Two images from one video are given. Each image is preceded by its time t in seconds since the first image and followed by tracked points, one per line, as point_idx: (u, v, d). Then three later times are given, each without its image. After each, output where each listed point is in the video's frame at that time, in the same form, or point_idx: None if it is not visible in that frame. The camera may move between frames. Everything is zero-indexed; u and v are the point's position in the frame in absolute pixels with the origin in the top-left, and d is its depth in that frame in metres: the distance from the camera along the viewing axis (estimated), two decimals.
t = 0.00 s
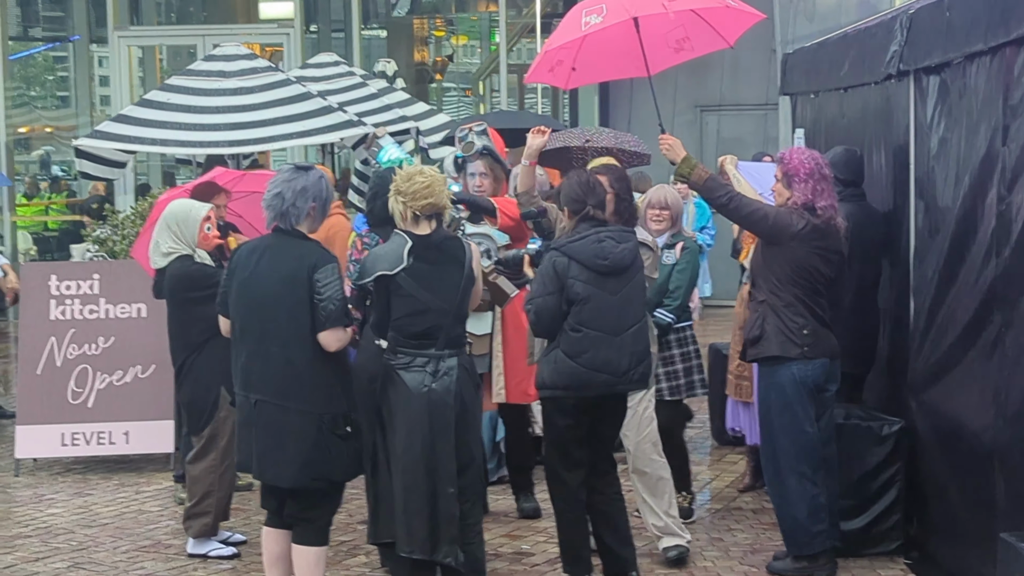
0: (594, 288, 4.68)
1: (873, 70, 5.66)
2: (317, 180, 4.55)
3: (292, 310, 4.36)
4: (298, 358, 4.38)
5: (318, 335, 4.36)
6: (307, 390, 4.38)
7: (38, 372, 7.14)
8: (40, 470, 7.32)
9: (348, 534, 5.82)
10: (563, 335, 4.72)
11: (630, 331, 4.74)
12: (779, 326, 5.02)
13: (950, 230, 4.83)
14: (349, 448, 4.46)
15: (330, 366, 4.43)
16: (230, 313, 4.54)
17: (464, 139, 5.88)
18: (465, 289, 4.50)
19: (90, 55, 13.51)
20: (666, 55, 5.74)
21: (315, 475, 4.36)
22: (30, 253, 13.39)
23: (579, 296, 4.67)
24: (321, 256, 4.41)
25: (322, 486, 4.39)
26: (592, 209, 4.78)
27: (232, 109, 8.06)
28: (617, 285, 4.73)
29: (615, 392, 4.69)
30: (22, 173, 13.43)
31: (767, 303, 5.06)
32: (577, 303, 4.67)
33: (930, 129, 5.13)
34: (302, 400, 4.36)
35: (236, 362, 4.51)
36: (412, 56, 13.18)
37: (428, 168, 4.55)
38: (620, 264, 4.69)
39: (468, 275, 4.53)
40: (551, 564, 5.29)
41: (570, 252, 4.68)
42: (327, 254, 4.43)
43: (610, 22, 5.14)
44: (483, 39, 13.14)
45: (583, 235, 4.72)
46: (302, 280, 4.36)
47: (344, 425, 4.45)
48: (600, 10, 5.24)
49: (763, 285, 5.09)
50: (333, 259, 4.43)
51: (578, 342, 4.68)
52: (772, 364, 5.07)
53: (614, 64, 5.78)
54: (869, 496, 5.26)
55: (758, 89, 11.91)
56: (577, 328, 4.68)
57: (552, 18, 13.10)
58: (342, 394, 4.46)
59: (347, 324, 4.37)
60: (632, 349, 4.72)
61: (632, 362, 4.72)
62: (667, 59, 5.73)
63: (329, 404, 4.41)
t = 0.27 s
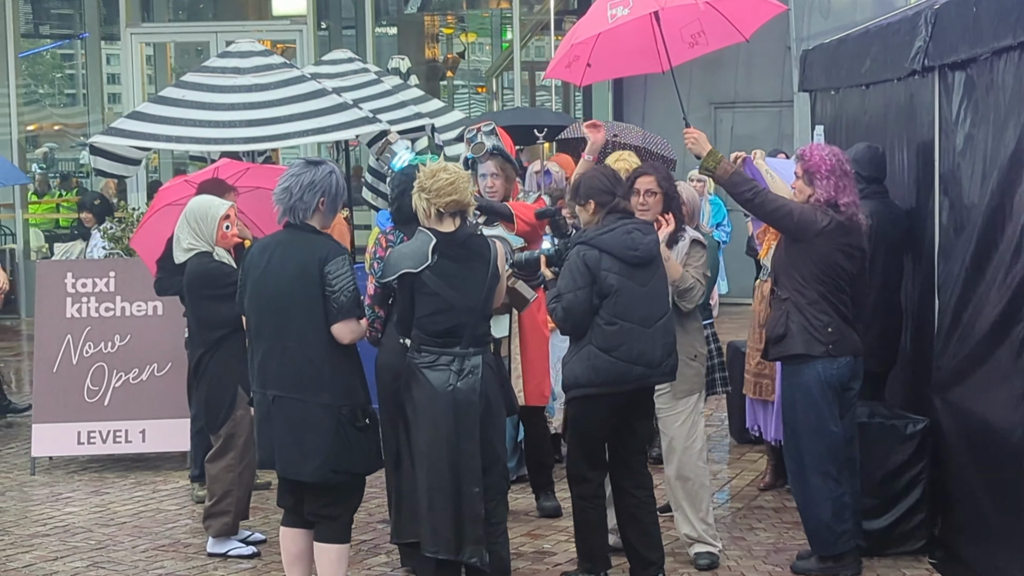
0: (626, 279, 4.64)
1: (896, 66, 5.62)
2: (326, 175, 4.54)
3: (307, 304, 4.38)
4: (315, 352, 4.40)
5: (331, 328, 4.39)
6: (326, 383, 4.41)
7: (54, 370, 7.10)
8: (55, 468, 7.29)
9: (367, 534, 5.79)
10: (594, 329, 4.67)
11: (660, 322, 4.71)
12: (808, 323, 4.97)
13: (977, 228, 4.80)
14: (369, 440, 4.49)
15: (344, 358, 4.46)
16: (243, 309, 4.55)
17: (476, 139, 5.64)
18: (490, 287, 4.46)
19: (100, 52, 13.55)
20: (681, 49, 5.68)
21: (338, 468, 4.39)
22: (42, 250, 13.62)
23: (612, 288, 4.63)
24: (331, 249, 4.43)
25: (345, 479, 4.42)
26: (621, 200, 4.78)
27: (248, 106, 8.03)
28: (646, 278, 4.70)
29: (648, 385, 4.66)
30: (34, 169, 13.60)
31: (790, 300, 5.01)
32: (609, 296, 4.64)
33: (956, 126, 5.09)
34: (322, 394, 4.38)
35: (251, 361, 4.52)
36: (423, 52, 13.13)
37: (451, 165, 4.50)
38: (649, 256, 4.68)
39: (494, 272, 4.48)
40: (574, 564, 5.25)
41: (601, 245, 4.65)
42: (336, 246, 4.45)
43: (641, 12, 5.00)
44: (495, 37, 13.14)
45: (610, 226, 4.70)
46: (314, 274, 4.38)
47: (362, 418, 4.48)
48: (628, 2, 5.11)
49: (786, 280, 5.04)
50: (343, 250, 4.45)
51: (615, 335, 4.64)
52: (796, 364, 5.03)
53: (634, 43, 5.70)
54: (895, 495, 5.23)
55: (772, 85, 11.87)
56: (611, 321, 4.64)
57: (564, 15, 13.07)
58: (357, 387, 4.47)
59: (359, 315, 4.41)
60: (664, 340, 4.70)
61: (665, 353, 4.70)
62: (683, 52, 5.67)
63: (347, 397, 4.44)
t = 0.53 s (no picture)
0: (627, 279, 4.64)
1: (914, 65, 5.60)
2: (339, 174, 4.52)
3: (319, 302, 4.36)
4: (326, 350, 4.38)
5: (341, 326, 4.35)
6: (337, 381, 4.38)
7: (66, 370, 7.08)
8: (67, 468, 7.27)
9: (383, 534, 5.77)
10: (598, 330, 4.64)
11: (660, 320, 4.70)
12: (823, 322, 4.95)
13: (998, 228, 4.78)
14: (382, 440, 4.46)
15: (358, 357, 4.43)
16: (258, 308, 4.55)
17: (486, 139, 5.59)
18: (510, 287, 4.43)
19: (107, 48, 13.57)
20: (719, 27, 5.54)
21: (347, 466, 4.36)
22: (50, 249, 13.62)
23: (615, 289, 4.62)
24: (343, 246, 4.41)
25: (356, 478, 4.40)
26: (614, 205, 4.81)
27: (259, 104, 8.01)
28: (644, 276, 4.70)
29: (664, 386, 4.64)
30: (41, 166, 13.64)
31: (811, 297, 4.98)
32: (612, 296, 4.62)
33: (975, 126, 5.07)
34: (333, 391, 4.36)
35: (266, 358, 4.52)
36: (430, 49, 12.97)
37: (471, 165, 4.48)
38: (647, 256, 4.69)
39: (514, 270, 4.44)
40: (591, 564, 5.23)
41: (601, 247, 4.63)
42: (348, 245, 4.42)
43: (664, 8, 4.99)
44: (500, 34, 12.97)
45: (605, 229, 4.69)
46: (324, 271, 4.36)
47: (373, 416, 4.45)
48: None
49: (805, 279, 5.02)
50: (356, 249, 4.43)
51: (622, 336, 4.62)
52: (816, 364, 5.01)
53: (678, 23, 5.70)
54: (913, 495, 5.21)
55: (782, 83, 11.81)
56: (616, 322, 4.62)
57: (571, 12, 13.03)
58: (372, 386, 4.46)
59: (370, 312, 4.36)
60: (664, 338, 4.69)
61: (666, 351, 4.70)
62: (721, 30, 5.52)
63: (359, 395, 4.41)
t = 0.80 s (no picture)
0: (594, 278, 4.71)
1: (914, 63, 5.60)
2: (342, 173, 4.53)
3: (316, 298, 4.37)
4: (322, 347, 4.37)
5: (336, 323, 4.34)
6: (333, 378, 4.37)
7: (63, 369, 7.07)
8: (65, 466, 7.26)
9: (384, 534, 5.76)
10: (564, 331, 4.68)
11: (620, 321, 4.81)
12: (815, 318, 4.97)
13: (1000, 226, 4.79)
14: (378, 439, 4.41)
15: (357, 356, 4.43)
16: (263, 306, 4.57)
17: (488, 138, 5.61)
18: (513, 284, 4.42)
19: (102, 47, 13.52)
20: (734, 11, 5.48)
21: (340, 464, 4.33)
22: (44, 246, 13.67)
23: (582, 287, 4.67)
24: (342, 244, 4.42)
25: (350, 476, 4.35)
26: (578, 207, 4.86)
27: (255, 101, 8.00)
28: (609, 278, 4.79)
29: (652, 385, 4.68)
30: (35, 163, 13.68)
31: (814, 291, 4.99)
32: (579, 295, 4.68)
33: (977, 123, 5.07)
34: (329, 388, 4.34)
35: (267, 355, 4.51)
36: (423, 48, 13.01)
37: (473, 163, 4.47)
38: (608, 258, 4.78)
39: (516, 269, 4.45)
40: (594, 563, 5.22)
41: (570, 246, 4.69)
42: (349, 243, 4.43)
43: None
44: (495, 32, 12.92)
45: (570, 227, 4.76)
46: (322, 267, 4.37)
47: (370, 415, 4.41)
48: None
49: (807, 274, 5.02)
50: (355, 247, 4.43)
51: (590, 335, 4.68)
52: (818, 362, 5.01)
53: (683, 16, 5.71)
54: (915, 493, 5.22)
55: (777, 82, 11.75)
56: (586, 321, 4.68)
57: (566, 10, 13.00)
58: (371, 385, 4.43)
59: (363, 310, 4.35)
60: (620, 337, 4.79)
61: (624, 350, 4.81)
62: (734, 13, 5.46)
63: (355, 392, 4.38)
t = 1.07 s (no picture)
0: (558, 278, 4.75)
1: (908, 63, 5.61)
2: (338, 175, 4.52)
3: (297, 297, 4.37)
4: (303, 347, 4.37)
5: (310, 323, 4.31)
6: (311, 378, 4.36)
7: (54, 369, 7.05)
8: (55, 467, 7.24)
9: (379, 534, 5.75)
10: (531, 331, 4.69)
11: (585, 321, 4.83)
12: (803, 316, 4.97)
13: (994, 227, 4.80)
14: (354, 443, 4.38)
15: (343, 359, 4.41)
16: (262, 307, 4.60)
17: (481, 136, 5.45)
18: (506, 287, 4.39)
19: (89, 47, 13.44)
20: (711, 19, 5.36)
21: (310, 464, 4.30)
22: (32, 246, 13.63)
23: (546, 285, 4.71)
24: (324, 244, 4.40)
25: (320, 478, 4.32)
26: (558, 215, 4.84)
27: (246, 102, 7.98)
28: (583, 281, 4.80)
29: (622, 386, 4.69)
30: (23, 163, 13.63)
31: (810, 290, 4.99)
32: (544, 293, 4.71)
33: (971, 123, 5.08)
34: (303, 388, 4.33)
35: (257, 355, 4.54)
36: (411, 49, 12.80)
37: (473, 163, 4.44)
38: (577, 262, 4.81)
39: (510, 269, 4.42)
40: (589, 563, 5.22)
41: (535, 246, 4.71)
42: (335, 245, 4.42)
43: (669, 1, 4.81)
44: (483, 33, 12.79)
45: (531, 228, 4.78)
46: (301, 265, 4.37)
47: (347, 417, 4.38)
48: None
49: (801, 274, 5.03)
50: (341, 248, 4.41)
51: (558, 332, 4.73)
52: (813, 362, 5.01)
53: (649, 17, 5.64)
54: (910, 493, 5.23)
55: (766, 83, 11.73)
56: (552, 319, 4.71)
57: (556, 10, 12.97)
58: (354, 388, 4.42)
59: (337, 309, 4.31)
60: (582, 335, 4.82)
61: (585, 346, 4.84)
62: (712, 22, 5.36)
63: (332, 394, 4.37)
